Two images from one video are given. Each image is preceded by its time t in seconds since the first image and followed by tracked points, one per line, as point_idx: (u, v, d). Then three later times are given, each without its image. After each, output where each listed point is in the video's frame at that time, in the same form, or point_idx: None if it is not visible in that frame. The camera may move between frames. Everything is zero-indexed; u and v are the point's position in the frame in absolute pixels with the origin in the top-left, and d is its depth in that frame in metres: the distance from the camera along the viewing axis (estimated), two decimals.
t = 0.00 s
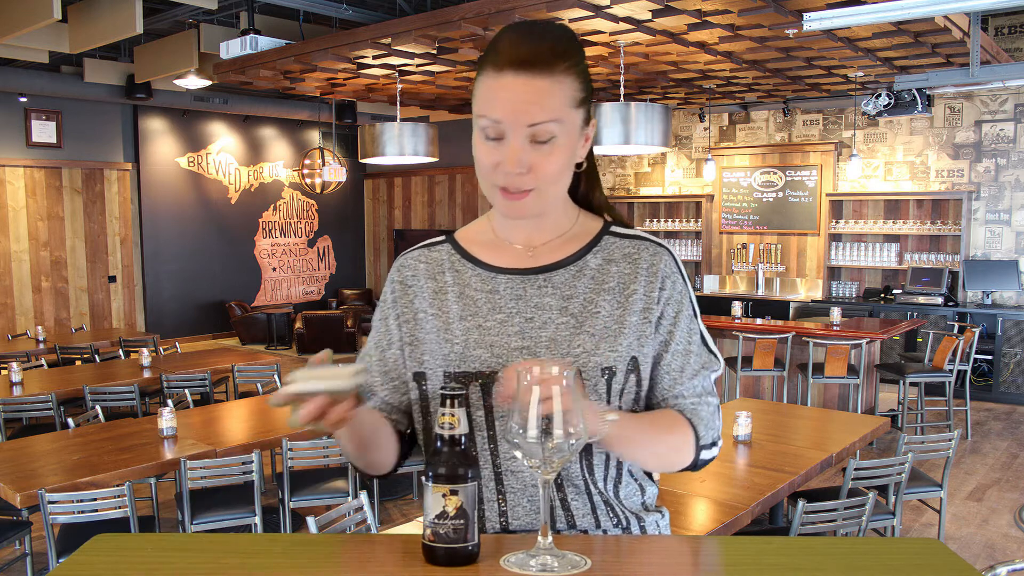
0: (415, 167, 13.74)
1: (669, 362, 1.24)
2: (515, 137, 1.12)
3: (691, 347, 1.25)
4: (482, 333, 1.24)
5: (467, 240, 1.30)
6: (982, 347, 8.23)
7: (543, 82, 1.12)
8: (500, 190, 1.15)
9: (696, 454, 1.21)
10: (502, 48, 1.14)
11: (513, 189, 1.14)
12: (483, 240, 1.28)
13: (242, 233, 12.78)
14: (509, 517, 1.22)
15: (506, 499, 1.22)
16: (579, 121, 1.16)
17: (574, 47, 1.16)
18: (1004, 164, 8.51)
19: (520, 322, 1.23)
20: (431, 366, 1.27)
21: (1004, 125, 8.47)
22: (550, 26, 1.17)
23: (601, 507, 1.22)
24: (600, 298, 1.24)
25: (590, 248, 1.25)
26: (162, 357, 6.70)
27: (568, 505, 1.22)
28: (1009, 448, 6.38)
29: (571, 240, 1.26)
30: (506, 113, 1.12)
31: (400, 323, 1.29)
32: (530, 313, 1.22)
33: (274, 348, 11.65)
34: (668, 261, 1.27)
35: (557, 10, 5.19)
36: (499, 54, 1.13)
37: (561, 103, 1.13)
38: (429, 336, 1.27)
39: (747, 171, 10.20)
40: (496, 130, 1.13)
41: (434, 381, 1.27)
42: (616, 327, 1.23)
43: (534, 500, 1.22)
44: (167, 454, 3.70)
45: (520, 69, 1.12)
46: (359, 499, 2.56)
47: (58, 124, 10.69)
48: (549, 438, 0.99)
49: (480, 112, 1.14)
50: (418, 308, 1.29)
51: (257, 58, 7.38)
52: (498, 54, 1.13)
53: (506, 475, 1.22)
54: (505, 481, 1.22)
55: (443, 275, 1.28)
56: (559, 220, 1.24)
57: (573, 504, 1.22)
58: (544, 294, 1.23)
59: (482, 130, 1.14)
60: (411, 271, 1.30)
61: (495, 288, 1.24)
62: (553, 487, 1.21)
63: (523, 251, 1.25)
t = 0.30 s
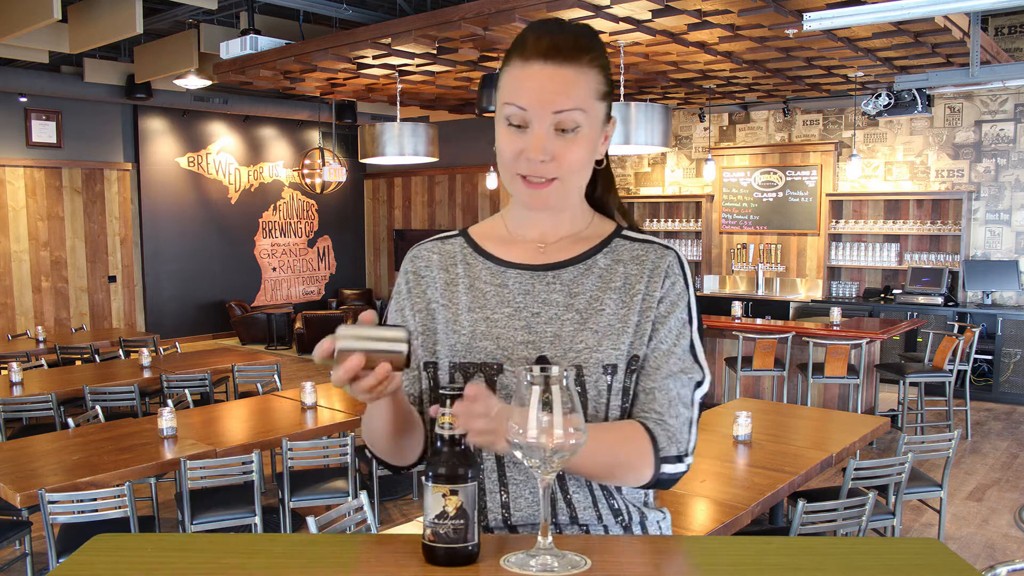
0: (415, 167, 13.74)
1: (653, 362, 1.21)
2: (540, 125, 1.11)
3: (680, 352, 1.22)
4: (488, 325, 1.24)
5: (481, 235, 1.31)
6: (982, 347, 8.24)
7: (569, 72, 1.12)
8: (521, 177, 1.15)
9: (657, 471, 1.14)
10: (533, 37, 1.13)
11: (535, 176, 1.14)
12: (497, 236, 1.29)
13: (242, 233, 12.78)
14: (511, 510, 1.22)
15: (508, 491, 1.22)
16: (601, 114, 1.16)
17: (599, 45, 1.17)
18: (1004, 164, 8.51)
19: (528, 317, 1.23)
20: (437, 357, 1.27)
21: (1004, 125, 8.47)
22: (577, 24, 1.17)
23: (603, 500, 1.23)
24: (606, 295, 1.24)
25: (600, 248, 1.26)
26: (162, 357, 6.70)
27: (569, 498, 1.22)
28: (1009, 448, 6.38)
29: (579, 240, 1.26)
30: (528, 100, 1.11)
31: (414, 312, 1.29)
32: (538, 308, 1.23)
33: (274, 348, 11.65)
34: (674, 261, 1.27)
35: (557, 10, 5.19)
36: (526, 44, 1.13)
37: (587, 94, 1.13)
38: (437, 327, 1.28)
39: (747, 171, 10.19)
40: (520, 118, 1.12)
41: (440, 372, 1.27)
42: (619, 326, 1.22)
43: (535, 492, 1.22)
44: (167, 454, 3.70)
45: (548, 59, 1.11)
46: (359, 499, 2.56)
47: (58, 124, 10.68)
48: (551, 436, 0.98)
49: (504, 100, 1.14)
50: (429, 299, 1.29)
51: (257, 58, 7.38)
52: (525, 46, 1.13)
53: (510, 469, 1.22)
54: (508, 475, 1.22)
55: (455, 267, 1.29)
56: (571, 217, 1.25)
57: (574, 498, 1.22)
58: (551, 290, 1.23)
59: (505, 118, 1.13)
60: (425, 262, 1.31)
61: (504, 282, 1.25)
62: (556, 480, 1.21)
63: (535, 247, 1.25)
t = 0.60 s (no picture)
0: (415, 167, 13.74)
1: (647, 361, 1.20)
2: (542, 123, 1.11)
3: (673, 351, 1.22)
4: (486, 322, 1.24)
5: (483, 234, 1.31)
6: (982, 347, 8.24)
7: (573, 73, 1.11)
8: (521, 175, 1.14)
9: (647, 471, 1.12)
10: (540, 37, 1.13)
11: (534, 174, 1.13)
12: (498, 235, 1.30)
13: (242, 233, 12.77)
14: (509, 508, 1.22)
15: (506, 488, 1.22)
16: (605, 115, 1.16)
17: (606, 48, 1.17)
18: (1004, 164, 8.51)
19: (527, 314, 1.23)
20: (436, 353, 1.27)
21: (1004, 125, 8.48)
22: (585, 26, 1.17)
23: (600, 498, 1.23)
24: (603, 293, 1.24)
25: (599, 247, 1.26)
26: (162, 357, 6.70)
27: (567, 495, 1.22)
28: (1009, 448, 6.38)
29: (578, 239, 1.26)
30: (532, 98, 1.11)
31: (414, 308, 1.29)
32: (536, 306, 1.23)
33: (274, 348, 11.65)
34: (672, 260, 1.27)
35: (557, 10, 5.19)
36: (532, 44, 1.13)
37: (589, 95, 1.13)
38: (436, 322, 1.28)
39: (747, 171, 10.19)
40: (523, 116, 1.12)
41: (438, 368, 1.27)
42: (616, 324, 1.22)
43: (532, 489, 1.22)
44: (167, 454, 3.70)
45: (553, 59, 1.11)
46: (359, 499, 2.56)
47: (58, 124, 10.68)
48: (549, 438, 0.97)
49: (508, 97, 1.14)
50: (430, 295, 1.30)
51: (257, 58, 7.38)
52: (530, 46, 1.13)
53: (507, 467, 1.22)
54: (505, 471, 1.22)
55: (456, 264, 1.29)
56: (571, 216, 1.25)
57: (571, 495, 1.23)
58: (549, 288, 1.23)
59: (509, 115, 1.13)
60: (427, 257, 1.32)
61: (503, 279, 1.25)
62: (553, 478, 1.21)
63: (534, 246, 1.26)
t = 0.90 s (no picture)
0: (415, 167, 13.74)
1: (648, 364, 1.21)
2: (536, 129, 1.11)
3: (674, 353, 1.21)
4: (487, 323, 1.24)
5: (483, 234, 1.31)
6: (982, 347, 8.24)
7: (571, 79, 1.11)
8: (515, 180, 1.15)
9: (645, 474, 1.12)
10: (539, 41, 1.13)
11: (528, 180, 1.14)
12: (498, 235, 1.29)
13: (242, 233, 12.78)
14: (509, 510, 1.22)
15: (506, 491, 1.22)
16: (602, 122, 1.16)
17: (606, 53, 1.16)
18: (1004, 164, 8.51)
19: (527, 317, 1.23)
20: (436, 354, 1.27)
21: (1004, 125, 8.48)
22: (586, 30, 1.17)
23: (599, 500, 1.23)
24: (604, 295, 1.24)
25: (599, 249, 1.26)
26: (162, 357, 6.70)
27: (567, 498, 1.22)
28: (1009, 448, 6.38)
29: (579, 241, 1.26)
30: (528, 104, 1.11)
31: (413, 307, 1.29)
32: (537, 308, 1.23)
33: (274, 348, 11.65)
34: (673, 261, 1.27)
35: (557, 10, 5.19)
36: (532, 47, 1.13)
37: (586, 103, 1.13)
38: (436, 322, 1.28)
39: (747, 171, 10.19)
40: (518, 120, 1.12)
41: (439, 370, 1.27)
42: (616, 327, 1.22)
43: (533, 491, 1.22)
44: (167, 454, 3.70)
45: (550, 64, 1.11)
46: (359, 499, 2.56)
47: (58, 124, 10.68)
48: (550, 438, 0.97)
49: (506, 99, 1.13)
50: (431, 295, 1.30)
51: (257, 58, 7.39)
52: (531, 50, 1.13)
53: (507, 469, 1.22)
54: (506, 474, 1.22)
55: (456, 266, 1.29)
56: (572, 218, 1.25)
57: (571, 497, 1.22)
58: (550, 291, 1.23)
59: (505, 119, 1.13)
60: (427, 258, 1.31)
61: (503, 281, 1.25)
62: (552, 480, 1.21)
63: (534, 248, 1.26)
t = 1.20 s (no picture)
0: (415, 167, 13.75)
1: (649, 366, 1.20)
2: (535, 133, 1.11)
3: (675, 355, 1.21)
4: (488, 326, 1.24)
5: (483, 235, 1.31)
6: (982, 347, 8.24)
7: (566, 80, 1.11)
8: (517, 183, 1.15)
9: (646, 476, 1.12)
10: (533, 42, 1.13)
11: (528, 183, 1.14)
12: (498, 236, 1.30)
13: (242, 233, 12.77)
14: (509, 513, 1.22)
15: (507, 494, 1.22)
16: (600, 121, 1.16)
17: (600, 49, 1.16)
18: (1004, 164, 8.51)
19: (527, 320, 1.23)
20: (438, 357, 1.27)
21: (1004, 125, 8.48)
22: (582, 31, 1.16)
23: (600, 502, 1.23)
24: (604, 298, 1.24)
25: (600, 250, 1.26)
26: (162, 357, 6.70)
27: (568, 500, 1.22)
28: (1009, 448, 6.38)
29: (580, 242, 1.26)
30: (525, 108, 1.11)
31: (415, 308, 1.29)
32: (537, 311, 1.23)
33: (274, 348, 11.65)
34: (673, 263, 1.27)
35: (557, 10, 5.19)
36: (526, 49, 1.12)
37: (583, 103, 1.12)
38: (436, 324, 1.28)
39: (747, 171, 10.19)
40: (516, 124, 1.12)
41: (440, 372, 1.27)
42: (616, 329, 1.22)
43: (533, 494, 1.22)
44: (167, 454, 3.70)
45: (545, 66, 1.11)
46: (359, 499, 2.56)
47: (58, 124, 10.68)
48: (550, 438, 0.97)
49: (503, 105, 1.13)
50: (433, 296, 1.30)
51: (257, 58, 7.39)
52: (525, 51, 1.12)
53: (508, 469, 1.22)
54: (507, 477, 1.22)
55: (456, 267, 1.29)
56: (572, 220, 1.25)
57: (572, 499, 1.22)
58: (550, 292, 1.23)
59: (503, 123, 1.13)
60: (428, 259, 1.31)
61: (504, 283, 1.25)
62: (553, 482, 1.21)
63: (534, 249, 1.26)
